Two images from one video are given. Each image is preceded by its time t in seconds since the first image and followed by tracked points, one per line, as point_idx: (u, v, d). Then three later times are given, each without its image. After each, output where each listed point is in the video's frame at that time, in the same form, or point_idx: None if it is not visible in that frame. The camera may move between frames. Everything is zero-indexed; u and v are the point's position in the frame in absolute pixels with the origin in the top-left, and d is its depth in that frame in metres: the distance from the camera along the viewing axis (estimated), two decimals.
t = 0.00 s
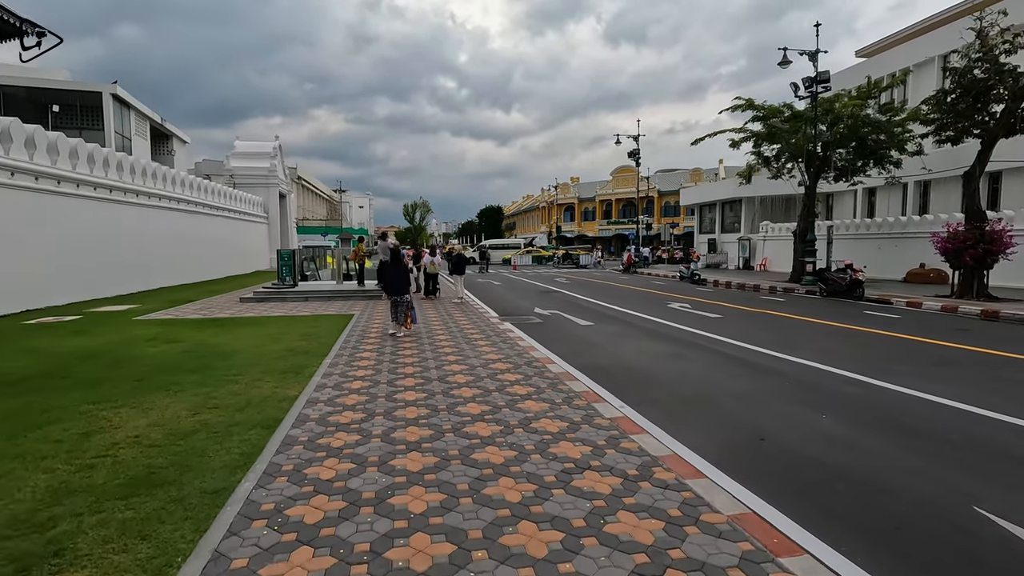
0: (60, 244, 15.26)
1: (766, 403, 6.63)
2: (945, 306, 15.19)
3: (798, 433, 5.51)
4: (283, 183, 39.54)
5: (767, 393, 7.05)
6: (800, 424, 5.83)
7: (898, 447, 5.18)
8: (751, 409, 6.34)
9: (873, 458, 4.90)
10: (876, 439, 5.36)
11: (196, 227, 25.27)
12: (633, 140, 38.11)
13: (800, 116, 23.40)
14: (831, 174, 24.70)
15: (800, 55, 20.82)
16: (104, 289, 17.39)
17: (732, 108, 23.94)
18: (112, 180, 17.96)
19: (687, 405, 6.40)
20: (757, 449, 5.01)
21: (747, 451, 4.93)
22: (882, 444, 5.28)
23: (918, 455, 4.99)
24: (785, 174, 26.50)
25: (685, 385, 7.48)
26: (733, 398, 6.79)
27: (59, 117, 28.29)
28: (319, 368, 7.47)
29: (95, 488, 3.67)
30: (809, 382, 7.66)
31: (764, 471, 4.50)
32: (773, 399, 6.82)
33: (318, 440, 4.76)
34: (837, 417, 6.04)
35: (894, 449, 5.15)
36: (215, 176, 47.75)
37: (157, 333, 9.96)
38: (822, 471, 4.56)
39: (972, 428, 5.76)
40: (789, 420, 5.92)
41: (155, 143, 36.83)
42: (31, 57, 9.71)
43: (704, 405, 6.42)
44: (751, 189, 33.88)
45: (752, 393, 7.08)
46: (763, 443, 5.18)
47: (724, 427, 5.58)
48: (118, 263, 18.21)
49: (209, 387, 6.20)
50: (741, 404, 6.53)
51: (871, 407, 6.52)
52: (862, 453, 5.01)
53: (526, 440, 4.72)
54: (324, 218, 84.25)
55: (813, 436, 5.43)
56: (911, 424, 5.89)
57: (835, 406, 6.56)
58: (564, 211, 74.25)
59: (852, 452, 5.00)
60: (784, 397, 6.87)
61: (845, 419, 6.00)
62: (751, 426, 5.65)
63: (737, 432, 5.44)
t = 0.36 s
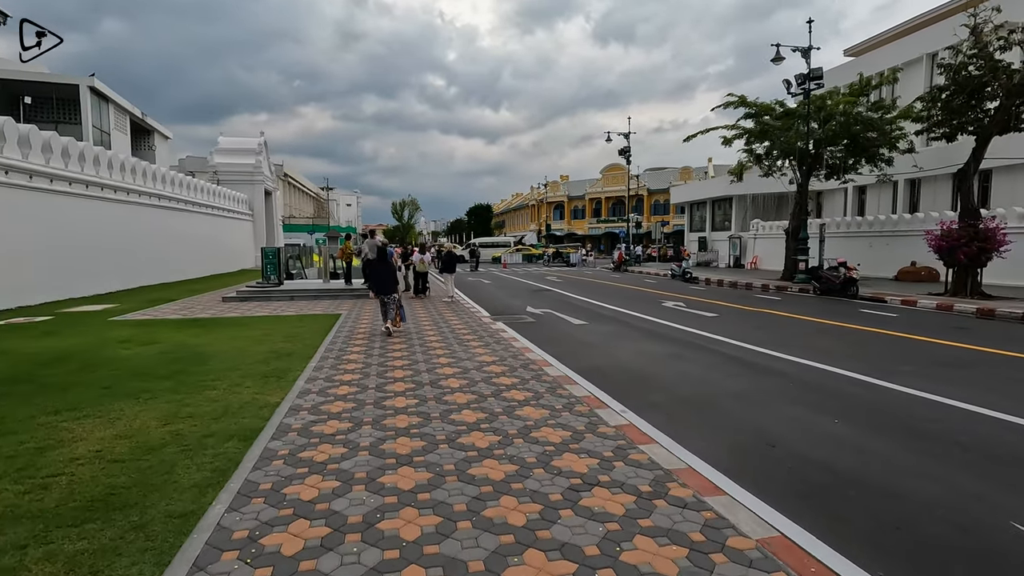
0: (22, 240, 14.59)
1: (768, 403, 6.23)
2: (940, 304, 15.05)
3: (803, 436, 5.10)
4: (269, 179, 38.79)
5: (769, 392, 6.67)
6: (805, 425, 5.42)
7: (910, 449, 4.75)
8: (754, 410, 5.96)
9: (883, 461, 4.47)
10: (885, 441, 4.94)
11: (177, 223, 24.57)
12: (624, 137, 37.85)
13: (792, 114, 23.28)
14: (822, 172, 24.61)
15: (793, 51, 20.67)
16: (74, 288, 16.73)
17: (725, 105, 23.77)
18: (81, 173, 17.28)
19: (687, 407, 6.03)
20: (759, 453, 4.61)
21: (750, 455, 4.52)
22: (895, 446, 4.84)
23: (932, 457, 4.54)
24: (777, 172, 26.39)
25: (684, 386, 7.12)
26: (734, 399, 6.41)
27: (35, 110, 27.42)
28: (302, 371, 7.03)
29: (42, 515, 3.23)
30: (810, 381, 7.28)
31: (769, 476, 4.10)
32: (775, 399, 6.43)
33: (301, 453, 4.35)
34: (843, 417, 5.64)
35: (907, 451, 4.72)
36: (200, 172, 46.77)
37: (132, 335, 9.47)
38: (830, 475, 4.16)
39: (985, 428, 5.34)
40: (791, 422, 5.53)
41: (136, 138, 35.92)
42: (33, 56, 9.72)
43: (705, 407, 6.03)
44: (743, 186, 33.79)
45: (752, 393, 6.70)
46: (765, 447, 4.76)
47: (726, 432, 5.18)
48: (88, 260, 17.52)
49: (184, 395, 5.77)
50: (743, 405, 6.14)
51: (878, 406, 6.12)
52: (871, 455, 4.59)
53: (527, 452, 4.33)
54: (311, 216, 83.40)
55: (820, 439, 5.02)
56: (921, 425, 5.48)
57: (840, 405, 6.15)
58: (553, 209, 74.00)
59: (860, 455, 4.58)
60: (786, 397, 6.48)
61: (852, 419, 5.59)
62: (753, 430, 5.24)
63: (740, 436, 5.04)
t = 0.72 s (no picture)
0: None
1: (776, 408, 6.10)
2: (934, 304, 14.98)
3: (820, 447, 4.99)
4: (254, 177, 38.04)
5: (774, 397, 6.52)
6: (820, 433, 5.31)
7: (929, 459, 4.71)
8: (765, 418, 5.79)
9: (908, 476, 4.42)
10: (903, 450, 4.89)
11: (159, 222, 23.92)
12: (614, 136, 37.65)
13: (783, 112, 23.19)
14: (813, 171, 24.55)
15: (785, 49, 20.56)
16: (48, 288, 16.10)
17: (717, 103, 23.64)
18: (57, 169, 16.66)
19: (695, 415, 5.82)
20: (783, 471, 4.47)
21: (774, 474, 4.38)
22: (913, 456, 4.80)
23: (953, 469, 4.51)
24: (767, 171, 26.31)
25: (687, 390, 6.92)
26: (741, 404, 6.23)
27: (9, 105, 26.57)
28: (287, 378, 6.66)
29: None
30: (813, 384, 7.19)
31: (800, 500, 3.93)
32: (782, 404, 6.29)
33: (281, 473, 3.96)
34: (855, 424, 5.56)
35: (927, 462, 4.67)
36: (182, 169, 45.80)
37: (106, 339, 9.00)
38: (863, 496, 4.06)
39: (995, 434, 5.35)
40: (804, 430, 5.41)
41: (115, 134, 35.02)
42: (33, 56, 10.95)
43: (715, 415, 5.84)
44: (733, 185, 33.75)
45: (758, 398, 6.54)
46: (787, 463, 4.64)
47: (743, 444, 5.01)
48: (65, 259, 16.91)
49: (155, 407, 5.34)
50: (752, 411, 5.98)
51: (885, 411, 6.07)
52: (896, 469, 4.52)
53: (529, 470, 3.99)
54: (297, 214, 82.34)
55: (840, 451, 4.91)
56: (934, 433, 5.44)
57: (848, 411, 6.06)
58: (542, 208, 73.72)
59: (885, 470, 4.51)
60: (793, 402, 6.35)
61: (865, 426, 5.52)
62: (769, 441, 5.10)
63: (758, 450, 4.89)
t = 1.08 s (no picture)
0: None
1: (775, 413, 5.82)
2: (920, 304, 14.96)
3: (823, 454, 4.71)
4: (232, 176, 37.13)
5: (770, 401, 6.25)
6: (820, 440, 5.04)
7: (935, 467, 4.46)
8: (764, 424, 5.51)
9: (916, 486, 4.15)
10: (908, 457, 4.64)
11: (132, 221, 23.10)
12: (598, 135, 37.50)
13: (769, 112, 23.19)
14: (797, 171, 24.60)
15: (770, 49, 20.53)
16: (12, 290, 15.35)
17: (702, 102, 23.56)
18: (21, 165, 15.90)
19: (691, 421, 5.52)
20: (785, 483, 4.18)
21: (781, 488, 4.08)
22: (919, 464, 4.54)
23: (962, 478, 4.26)
24: (752, 171, 26.31)
25: (681, 394, 6.62)
26: (738, 409, 5.94)
27: None
28: (260, 386, 6.20)
29: None
30: (808, 387, 6.93)
31: (810, 517, 3.64)
32: (778, 410, 6.02)
33: (246, 498, 3.53)
34: (856, 430, 5.29)
35: (934, 471, 4.42)
36: (157, 167, 44.61)
37: (65, 345, 8.43)
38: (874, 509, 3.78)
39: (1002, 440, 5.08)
40: (804, 435, 5.14)
41: (86, 130, 33.89)
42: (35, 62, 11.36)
43: (711, 420, 5.55)
44: (718, 185, 33.77)
45: (754, 402, 6.26)
46: (789, 473, 4.35)
47: (743, 453, 4.72)
48: (30, 260, 16.17)
49: (112, 422, 4.89)
50: (749, 417, 5.69)
51: (885, 415, 5.81)
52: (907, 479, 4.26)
53: (523, 491, 3.61)
54: (278, 214, 80.97)
55: (844, 458, 4.64)
56: (941, 438, 5.20)
57: (846, 415, 5.79)
58: (526, 208, 73.43)
59: (893, 479, 4.24)
60: (790, 406, 6.07)
61: (866, 432, 5.26)
62: (770, 449, 4.81)
63: (759, 459, 4.59)
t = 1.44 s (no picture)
0: None
1: (771, 421, 5.59)
2: (899, 304, 15.06)
3: (826, 468, 4.49)
4: (203, 173, 36.00)
5: (764, 408, 6.02)
6: (820, 451, 4.82)
7: (943, 480, 4.29)
8: (760, 433, 5.28)
9: (927, 503, 3.94)
10: (914, 470, 4.44)
11: (97, 220, 22.15)
12: (579, 135, 37.35)
13: (748, 112, 23.26)
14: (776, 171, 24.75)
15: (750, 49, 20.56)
16: None
17: (683, 102, 23.54)
18: None
19: (686, 431, 5.27)
20: (792, 501, 3.93)
21: (786, 506, 3.84)
22: (925, 477, 4.35)
23: (972, 493, 4.09)
24: (731, 171, 26.41)
25: (672, 401, 6.37)
26: (733, 417, 5.70)
27: None
28: (225, 398, 5.74)
29: None
30: (800, 391, 6.75)
31: (822, 540, 3.40)
32: (773, 417, 5.80)
33: (202, 534, 3.13)
34: (856, 439, 5.09)
35: (942, 485, 4.23)
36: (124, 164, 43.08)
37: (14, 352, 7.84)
38: (889, 531, 3.55)
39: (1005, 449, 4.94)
40: (804, 446, 4.91)
41: (47, 125, 32.48)
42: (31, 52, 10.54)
43: (707, 430, 5.29)
44: (697, 185, 33.91)
45: (748, 409, 6.03)
46: (794, 488, 4.12)
47: (745, 466, 4.46)
48: None
49: (56, 442, 4.42)
50: (745, 425, 5.44)
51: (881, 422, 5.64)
52: (915, 495, 4.06)
53: (513, 519, 3.27)
54: (252, 213, 79.19)
55: (848, 471, 4.42)
56: (941, 447, 5.02)
57: (842, 422, 5.61)
58: (506, 207, 73.12)
59: (902, 495, 4.03)
60: (785, 413, 5.86)
61: (866, 441, 5.06)
62: (772, 462, 4.56)
63: (763, 474, 4.33)
